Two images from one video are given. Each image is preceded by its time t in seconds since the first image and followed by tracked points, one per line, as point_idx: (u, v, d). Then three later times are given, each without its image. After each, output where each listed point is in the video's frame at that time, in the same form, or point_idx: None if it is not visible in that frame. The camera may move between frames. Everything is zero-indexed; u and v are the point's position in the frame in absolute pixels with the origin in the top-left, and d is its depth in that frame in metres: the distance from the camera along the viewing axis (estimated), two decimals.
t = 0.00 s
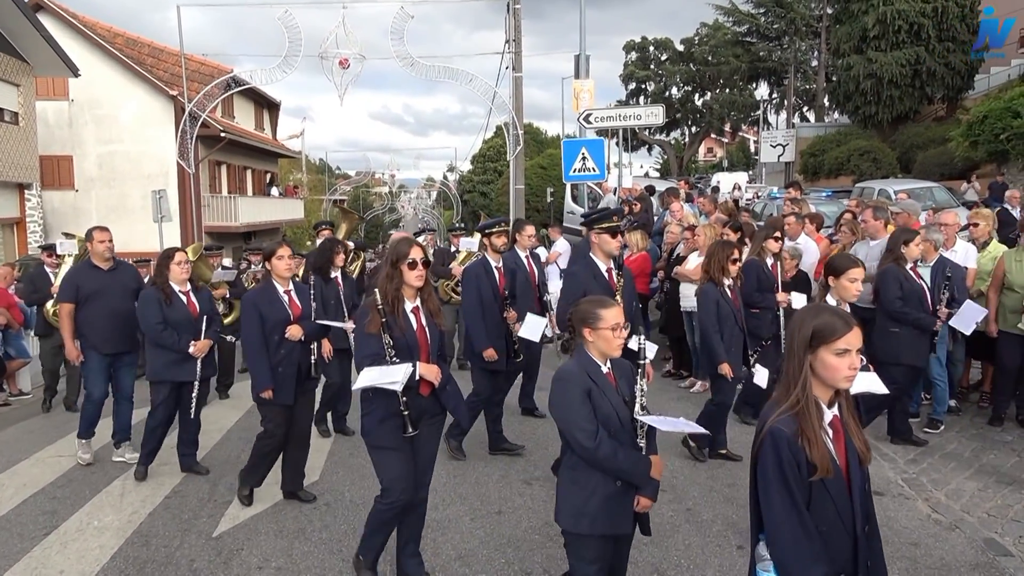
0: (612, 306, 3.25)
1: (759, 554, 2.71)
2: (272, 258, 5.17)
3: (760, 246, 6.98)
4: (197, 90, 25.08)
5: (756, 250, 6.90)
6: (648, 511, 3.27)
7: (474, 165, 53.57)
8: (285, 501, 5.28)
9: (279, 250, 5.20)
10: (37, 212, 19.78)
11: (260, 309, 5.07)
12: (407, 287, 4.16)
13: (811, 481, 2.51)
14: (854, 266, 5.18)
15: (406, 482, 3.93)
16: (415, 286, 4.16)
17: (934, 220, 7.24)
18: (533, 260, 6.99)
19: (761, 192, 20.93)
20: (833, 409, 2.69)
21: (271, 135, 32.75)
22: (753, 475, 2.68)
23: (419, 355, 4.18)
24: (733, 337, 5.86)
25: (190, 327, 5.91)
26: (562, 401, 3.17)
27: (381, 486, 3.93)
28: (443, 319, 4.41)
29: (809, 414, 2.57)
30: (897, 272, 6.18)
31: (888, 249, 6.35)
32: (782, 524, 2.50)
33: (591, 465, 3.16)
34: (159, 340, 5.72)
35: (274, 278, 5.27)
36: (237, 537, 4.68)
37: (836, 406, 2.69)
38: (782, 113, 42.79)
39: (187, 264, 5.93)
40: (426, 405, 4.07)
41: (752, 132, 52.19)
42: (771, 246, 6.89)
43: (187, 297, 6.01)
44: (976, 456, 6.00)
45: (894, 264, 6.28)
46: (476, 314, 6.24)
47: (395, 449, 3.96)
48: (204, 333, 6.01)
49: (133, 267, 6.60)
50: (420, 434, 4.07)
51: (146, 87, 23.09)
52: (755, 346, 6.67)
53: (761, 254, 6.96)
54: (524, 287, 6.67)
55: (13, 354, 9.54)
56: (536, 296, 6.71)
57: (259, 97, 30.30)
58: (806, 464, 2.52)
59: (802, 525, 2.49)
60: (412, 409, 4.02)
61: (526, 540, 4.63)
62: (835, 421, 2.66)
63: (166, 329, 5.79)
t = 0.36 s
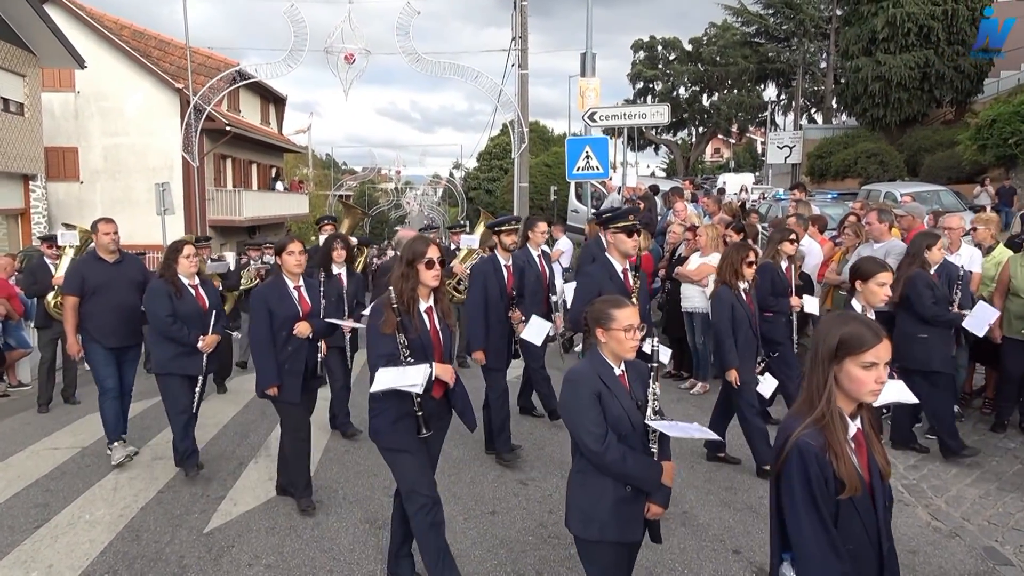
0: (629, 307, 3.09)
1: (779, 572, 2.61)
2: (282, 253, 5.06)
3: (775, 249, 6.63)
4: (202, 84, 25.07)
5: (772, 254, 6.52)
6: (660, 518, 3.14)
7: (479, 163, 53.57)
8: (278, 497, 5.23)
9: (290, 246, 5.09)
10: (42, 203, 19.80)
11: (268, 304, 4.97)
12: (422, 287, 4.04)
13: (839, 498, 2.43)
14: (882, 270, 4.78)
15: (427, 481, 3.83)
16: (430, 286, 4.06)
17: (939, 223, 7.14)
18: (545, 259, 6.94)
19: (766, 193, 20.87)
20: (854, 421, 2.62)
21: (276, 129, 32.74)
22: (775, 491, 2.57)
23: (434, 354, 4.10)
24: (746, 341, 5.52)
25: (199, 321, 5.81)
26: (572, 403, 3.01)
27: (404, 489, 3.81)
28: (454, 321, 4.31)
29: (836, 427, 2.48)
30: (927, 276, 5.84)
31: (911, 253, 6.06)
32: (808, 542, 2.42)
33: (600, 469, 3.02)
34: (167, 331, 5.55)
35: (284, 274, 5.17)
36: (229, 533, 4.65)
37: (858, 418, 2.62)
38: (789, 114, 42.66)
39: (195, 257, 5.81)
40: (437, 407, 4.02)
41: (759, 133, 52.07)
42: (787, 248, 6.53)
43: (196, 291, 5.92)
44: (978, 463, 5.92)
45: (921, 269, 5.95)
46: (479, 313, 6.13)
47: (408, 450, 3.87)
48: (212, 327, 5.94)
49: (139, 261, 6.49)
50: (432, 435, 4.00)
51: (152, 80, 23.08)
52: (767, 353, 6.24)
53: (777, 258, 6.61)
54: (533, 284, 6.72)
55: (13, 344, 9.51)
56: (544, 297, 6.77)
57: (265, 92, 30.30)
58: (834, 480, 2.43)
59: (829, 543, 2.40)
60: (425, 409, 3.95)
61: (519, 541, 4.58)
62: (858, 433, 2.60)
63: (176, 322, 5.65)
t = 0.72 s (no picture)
0: (652, 313, 2.97)
1: None
2: (295, 252, 4.86)
3: (806, 251, 6.43)
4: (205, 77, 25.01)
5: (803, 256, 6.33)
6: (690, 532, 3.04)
7: (483, 159, 53.53)
8: (277, 495, 5.18)
9: (301, 243, 4.90)
10: (43, 196, 19.77)
11: (284, 305, 4.80)
12: (449, 289, 3.78)
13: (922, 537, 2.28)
14: (922, 274, 4.59)
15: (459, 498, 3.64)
16: (457, 287, 3.81)
17: (947, 223, 7.09)
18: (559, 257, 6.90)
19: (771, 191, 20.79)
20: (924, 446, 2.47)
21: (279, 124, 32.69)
22: (845, 529, 2.41)
23: (465, 360, 3.84)
24: (779, 346, 5.37)
25: (212, 319, 5.70)
26: (598, 414, 2.90)
27: (434, 502, 3.64)
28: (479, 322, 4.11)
29: (911, 458, 2.32)
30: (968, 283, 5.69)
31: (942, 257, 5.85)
32: None
33: (629, 485, 2.91)
34: (182, 332, 5.41)
35: (298, 272, 4.97)
36: (227, 531, 4.59)
37: (928, 443, 2.47)
38: (794, 112, 42.55)
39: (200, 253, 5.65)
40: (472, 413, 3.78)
41: (763, 131, 51.91)
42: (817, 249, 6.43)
43: (204, 288, 5.80)
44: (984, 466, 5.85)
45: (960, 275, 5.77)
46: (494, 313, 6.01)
47: (442, 465, 3.63)
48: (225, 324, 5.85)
49: (143, 256, 6.36)
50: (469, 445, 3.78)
51: (155, 73, 23.03)
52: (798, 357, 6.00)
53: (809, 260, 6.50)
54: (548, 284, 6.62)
55: (13, 338, 9.48)
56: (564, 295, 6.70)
57: (268, 86, 30.24)
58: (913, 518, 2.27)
59: None
60: (461, 417, 3.73)
61: (521, 542, 4.52)
62: (930, 461, 2.45)
63: (191, 322, 5.51)
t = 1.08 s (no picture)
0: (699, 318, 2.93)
1: None
2: (319, 248, 4.83)
3: (843, 247, 6.40)
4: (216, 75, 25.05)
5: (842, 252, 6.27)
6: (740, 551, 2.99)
7: (493, 155, 53.44)
8: (292, 495, 5.16)
9: (327, 240, 4.87)
10: (56, 193, 19.85)
11: (312, 304, 4.75)
12: (490, 288, 3.73)
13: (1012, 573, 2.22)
14: (986, 272, 4.28)
15: (496, 508, 3.61)
16: (497, 286, 3.75)
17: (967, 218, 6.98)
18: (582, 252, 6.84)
19: (785, 186, 20.62)
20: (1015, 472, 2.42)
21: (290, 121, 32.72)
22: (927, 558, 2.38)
23: (508, 363, 3.76)
24: (817, 348, 5.22)
25: (233, 316, 5.65)
26: (649, 429, 2.84)
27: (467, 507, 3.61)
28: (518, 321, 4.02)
29: (998, 486, 2.27)
30: None
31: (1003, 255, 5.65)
32: None
33: (680, 503, 2.86)
34: (204, 333, 5.39)
35: (324, 269, 4.94)
36: (242, 531, 4.57)
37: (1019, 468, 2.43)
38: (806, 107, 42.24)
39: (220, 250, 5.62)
40: (515, 419, 3.70)
41: (774, 126, 51.56)
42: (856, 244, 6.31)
43: (224, 284, 5.70)
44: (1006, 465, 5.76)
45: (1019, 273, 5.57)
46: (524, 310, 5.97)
47: (485, 473, 3.56)
48: (248, 320, 5.79)
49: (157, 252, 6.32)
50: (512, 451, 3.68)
51: (167, 71, 23.09)
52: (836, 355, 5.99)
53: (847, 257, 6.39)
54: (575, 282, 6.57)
55: (26, 336, 9.50)
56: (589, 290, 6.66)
57: (279, 83, 30.27)
58: (1004, 551, 2.21)
59: None
60: (504, 422, 3.64)
61: (538, 542, 4.46)
62: None
63: (212, 321, 5.49)
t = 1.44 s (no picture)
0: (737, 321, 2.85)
1: None
2: (345, 247, 4.75)
3: (880, 247, 6.17)
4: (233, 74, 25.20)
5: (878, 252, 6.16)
6: (771, 566, 2.92)
7: (508, 153, 53.40)
8: (305, 493, 5.17)
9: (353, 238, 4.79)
10: (77, 192, 20.03)
11: (334, 303, 4.72)
12: (522, 288, 3.67)
13: None
14: None
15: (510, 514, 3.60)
16: (529, 288, 3.70)
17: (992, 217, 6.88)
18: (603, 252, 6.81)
19: (802, 183, 20.45)
20: None
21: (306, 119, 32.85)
22: None
23: (532, 367, 3.71)
24: (846, 352, 5.05)
25: (249, 315, 5.62)
26: (675, 436, 2.79)
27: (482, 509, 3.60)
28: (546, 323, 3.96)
29: None
30: None
31: None
32: None
33: (706, 515, 2.81)
34: (219, 333, 5.41)
35: (346, 268, 4.89)
36: (256, 528, 4.59)
37: None
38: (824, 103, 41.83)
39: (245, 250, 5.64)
40: (537, 422, 3.64)
41: (793, 122, 51.13)
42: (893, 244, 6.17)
43: (241, 283, 5.70)
44: None
45: None
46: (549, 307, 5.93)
47: (502, 477, 3.55)
48: (264, 320, 5.76)
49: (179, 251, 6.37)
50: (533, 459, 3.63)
51: (186, 70, 23.26)
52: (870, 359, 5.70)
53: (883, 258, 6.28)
54: (596, 283, 6.55)
55: (47, 332, 9.61)
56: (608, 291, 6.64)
57: (295, 81, 30.41)
58: None
59: None
60: (525, 427, 3.59)
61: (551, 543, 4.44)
62: None
63: (225, 322, 5.48)
